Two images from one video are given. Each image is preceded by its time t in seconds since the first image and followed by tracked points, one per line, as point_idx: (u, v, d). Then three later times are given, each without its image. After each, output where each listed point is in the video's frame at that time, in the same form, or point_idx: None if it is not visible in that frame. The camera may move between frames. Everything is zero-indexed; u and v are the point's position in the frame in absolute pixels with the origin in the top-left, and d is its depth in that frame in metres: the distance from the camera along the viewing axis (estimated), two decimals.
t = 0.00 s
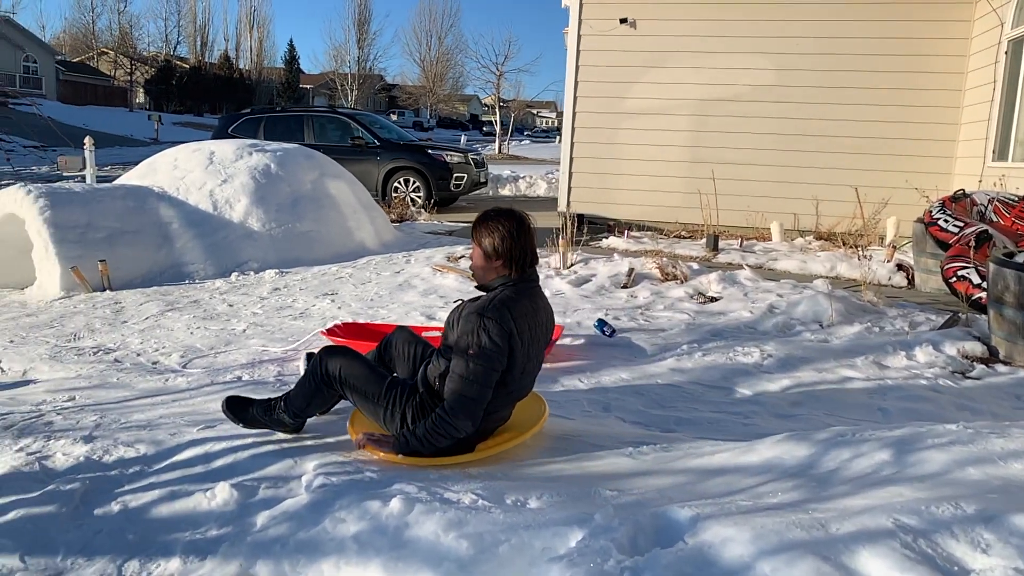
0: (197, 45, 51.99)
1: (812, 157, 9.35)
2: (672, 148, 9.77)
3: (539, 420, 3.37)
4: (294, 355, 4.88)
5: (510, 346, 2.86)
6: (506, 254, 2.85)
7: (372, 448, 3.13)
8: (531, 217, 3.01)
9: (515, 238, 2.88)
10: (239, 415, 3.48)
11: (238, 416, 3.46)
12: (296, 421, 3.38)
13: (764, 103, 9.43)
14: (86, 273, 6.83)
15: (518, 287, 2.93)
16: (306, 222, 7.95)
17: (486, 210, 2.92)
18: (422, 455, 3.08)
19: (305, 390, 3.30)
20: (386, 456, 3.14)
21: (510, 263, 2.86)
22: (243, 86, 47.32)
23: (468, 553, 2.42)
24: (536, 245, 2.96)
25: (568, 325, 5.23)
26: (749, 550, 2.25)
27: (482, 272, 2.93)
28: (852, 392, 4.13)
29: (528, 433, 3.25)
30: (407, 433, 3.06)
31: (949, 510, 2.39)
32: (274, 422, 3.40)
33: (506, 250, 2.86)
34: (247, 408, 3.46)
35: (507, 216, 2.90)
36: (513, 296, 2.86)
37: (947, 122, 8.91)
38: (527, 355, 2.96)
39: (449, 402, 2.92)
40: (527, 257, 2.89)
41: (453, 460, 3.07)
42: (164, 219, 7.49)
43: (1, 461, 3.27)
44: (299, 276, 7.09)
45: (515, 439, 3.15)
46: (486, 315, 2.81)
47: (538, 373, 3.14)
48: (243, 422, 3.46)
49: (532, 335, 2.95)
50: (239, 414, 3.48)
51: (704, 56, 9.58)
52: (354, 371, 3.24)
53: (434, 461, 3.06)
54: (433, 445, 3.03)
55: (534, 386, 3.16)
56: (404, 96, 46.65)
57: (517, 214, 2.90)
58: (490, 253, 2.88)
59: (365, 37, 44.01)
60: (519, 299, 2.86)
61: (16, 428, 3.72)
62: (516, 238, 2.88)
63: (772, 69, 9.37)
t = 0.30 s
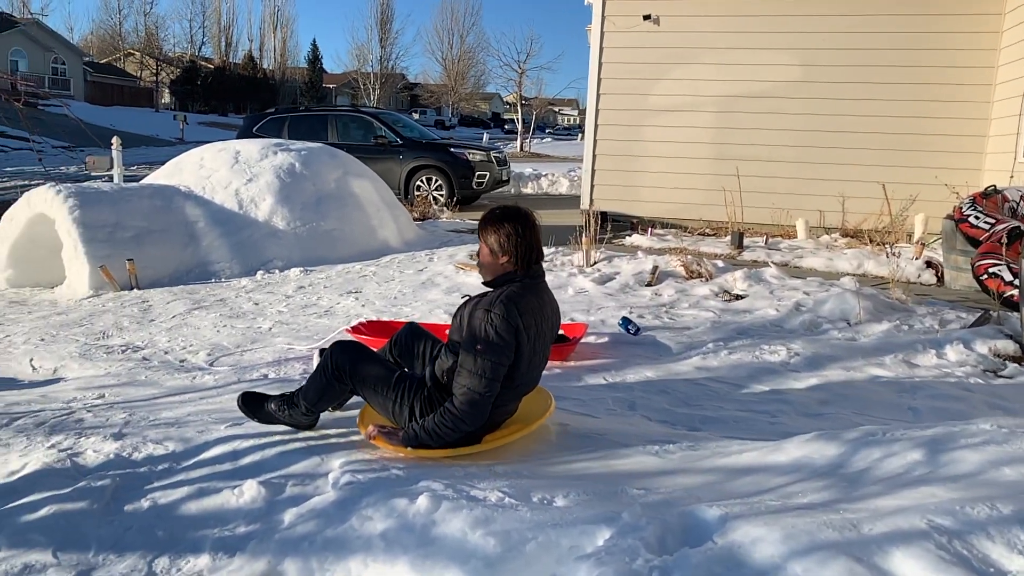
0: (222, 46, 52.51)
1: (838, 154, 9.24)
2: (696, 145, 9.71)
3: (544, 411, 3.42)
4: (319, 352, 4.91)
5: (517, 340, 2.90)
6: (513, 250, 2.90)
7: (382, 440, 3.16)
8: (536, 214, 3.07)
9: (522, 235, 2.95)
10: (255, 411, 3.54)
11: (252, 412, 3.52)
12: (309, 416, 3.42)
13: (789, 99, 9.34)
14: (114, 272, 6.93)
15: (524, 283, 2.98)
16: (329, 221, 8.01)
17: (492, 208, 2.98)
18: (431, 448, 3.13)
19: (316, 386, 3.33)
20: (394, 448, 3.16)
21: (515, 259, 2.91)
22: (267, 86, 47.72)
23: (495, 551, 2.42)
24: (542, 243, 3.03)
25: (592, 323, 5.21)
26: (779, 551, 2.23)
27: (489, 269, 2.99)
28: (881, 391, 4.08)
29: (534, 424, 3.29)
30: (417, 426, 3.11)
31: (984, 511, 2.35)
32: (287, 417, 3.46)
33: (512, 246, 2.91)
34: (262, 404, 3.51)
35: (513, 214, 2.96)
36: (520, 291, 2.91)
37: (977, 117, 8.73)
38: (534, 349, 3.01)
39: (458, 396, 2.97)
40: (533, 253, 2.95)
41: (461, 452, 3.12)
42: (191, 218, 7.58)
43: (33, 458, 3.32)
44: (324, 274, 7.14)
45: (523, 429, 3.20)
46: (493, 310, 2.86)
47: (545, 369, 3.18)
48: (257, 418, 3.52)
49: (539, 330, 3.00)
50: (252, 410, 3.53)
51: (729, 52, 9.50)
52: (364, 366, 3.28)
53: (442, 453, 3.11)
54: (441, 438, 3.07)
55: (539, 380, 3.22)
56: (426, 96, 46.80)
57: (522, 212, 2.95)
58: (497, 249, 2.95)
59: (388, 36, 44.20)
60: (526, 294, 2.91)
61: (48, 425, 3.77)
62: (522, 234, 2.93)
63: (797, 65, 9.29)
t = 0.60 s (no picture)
0: (244, 45, 52.94)
1: (864, 147, 9.12)
2: (719, 140, 9.64)
3: (549, 404, 3.46)
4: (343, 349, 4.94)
5: (523, 333, 2.94)
6: (519, 245, 2.94)
7: (391, 435, 3.23)
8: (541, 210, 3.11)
9: (529, 230, 2.97)
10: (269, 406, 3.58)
11: (266, 405, 3.56)
12: (321, 410, 3.47)
13: (813, 93, 9.25)
14: (141, 271, 7.01)
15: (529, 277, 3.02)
16: (352, 219, 8.05)
17: (498, 203, 3.01)
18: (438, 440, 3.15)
19: (327, 378, 3.38)
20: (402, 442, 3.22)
21: (521, 254, 2.95)
22: (289, 85, 48.07)
23: (522, 547, 2.42)
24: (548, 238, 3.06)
25: (615, 320, 5.20)
26: (810, 550, 2.21)
27: (495, 264, 3.02)
28: (911, 388, 4.03)
29: (540, 415, 3.32)
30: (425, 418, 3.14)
31: (1020, 510, 2.31)
32: (300, 411, 3.50)
33: (518, 241, 2.95)
34: (276, 398, 3.56)
35: (519, 209, 2.99)
36: (526, 286, 2.95)
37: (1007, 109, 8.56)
38: (539, 342, 3.05)
39: (464, 388, 3.01)
40: (539, 249, 2.98)
41: (468, 444, 3.14)
42: (216, 217, 7.65)
43: (64, 455, 3.37)
44: (347, 272, 7.17)
45: (529, 421, 3.24)
46: (500, 304, 2.90)
47: (550, 362, 3.23)
48: (270, 411, 3.56)
49: (544, 324, 3.04)
50: (267, 404, 3.57)
51: (753, 46, 9.41)
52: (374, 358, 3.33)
53: (450, 444, 3.13)
54: (447, 429, 3.09)
55: (545, 373, 3.25)
56: (447, 93, 46.90)
57: (528, 207, 2.99)
58: (504, 244, 2.97)
59: (408, 34, 44.32)
60: (531, 288, 2.95)
61: (78, 422, 3.83)
62: (528, 230, 2.97)
63: (821, 58, 9.18)
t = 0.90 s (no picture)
0: (266, 45, 53.32)
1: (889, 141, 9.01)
2: (742, 135, 9.56)
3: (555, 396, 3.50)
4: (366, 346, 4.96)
5: (528, 327, 3.01)
6: (523, 240, 3.01)
7: (398, 428, 3.28)
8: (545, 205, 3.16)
9: (532, 225, 3.04)
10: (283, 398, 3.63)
11: (280, 398, 3.61)
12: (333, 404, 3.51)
13: (837, 87, 9.14)
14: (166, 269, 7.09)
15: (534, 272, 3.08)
16: (374, 216, 8.08)
17: (503, 200, 3.08)
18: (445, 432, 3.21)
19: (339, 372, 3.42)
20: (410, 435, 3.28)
21: (526, 250, 3.01)
22: (310, 83, 48.35)
23: (548, 544, 2.42)
24: (552, 233, 3.12)
25: (638, 316, 5.17)
26: (839, 548, 2.19)
27: (500, 259, 3.09)
28: (940, 385, 3.97)
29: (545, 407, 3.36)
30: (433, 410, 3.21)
31: None
32: (313, 404, 3.55)
33: (522, 236, 3.01)
34: (289, 391, 3.61)
35: (523, 205, 3.05)
36: (530, 280, 3.02)
37: None
38: (544, 335, 3.11)
39: (471, 381, 3.08)
40: (543, 244, 3.05)
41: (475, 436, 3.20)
42: (240, 215, 7.72)
43: (94, 451, 3.42)
44: (369, 269, 7.21)
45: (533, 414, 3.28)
46: (505, 298, 2.97)
47: (555, 355, 3.28)
48: (284, 405, 3.61)
49: (550, 317, 3.11)
50: (281, 396, 3.63)
51: (776, 40, 9.32)
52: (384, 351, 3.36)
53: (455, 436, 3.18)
54: (454, 422, 3.15)
55: (551, 366, 3.30)
56: (467, 90, 46.95)
57: (532, 203, 3.05)
58: (508, 239, 3.03)
59: (428, 31, 44.37)
60: (536, 282, 3.02)
61: (106, 419, 3.88)
62: (532, 225, 3.03)
63: (845, 51, 9.06)
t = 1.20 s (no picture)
0: (286, 44, 53.66)
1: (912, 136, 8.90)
2: (764, 130, 9.49)
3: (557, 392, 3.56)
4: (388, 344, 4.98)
5: (533, 322, 3.08)
6: (527, 237, 3.09)
7: (406, 423, 3.38)
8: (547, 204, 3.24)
9: (536, 223, 3.11)
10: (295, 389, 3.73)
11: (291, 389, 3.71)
12: (343, 398, 3.60)
13: (861, 81, 9.04)
14: (191, 267, 7.16)
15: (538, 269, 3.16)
16: (394, 214, 8.11)
17: (506, 199, 3.16)
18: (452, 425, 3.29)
19: (350, 366, 3.49)
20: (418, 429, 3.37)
21: (529, 247, 3.09)
22: (331, 82, 48.58)
23: (573, 542, 2.41)
24: (554, 231, 3.20)
25: (660, 314, 5.15)
26: (869, 548, 2.17)
27: (504, 256, 3.16)
28: (969, 383, 3.91)
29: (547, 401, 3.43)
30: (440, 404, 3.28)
31: None
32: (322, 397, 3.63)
33: (525, 233, 3.09)
34: (301, 383, 3.70)
35: (526, 204, 3.13)
36: (534, 276, 3.09)
37: None
38: (548, 330, 3.18)
39: (477, 375, 3.15)
40: (546, 241, 3.12)
41: (480, 429, 3.26)
42: (262, 213, 7.78)
43: (121, 447, 3.46)
44: (390, 267, 7.23)
45: (536, 407, 3.36)
46: (510, 293, 3.04)
47: (560, 350, 3.35)
48: (295, 396, 3.71)
49: (554, 313, 3.18)
50: (292, 387, 3.72)
51: (799, 34, 9.23)
52: (394, 345, 3.41)
53: (461, 429, 3.26)
54: (461, 415, 3.23)
55: (555, 362, 3.37)
56: (487, 87, 46.97)
57: (534, 201, 3.14)
58: (512, 237, 3.11)
59: (447, 29, 44.41)
60: (540, 278, 3.09)
61: (133, 415, 3.93)
62: (535, 223, 3.11)
63: (870, 45, 8.95)
